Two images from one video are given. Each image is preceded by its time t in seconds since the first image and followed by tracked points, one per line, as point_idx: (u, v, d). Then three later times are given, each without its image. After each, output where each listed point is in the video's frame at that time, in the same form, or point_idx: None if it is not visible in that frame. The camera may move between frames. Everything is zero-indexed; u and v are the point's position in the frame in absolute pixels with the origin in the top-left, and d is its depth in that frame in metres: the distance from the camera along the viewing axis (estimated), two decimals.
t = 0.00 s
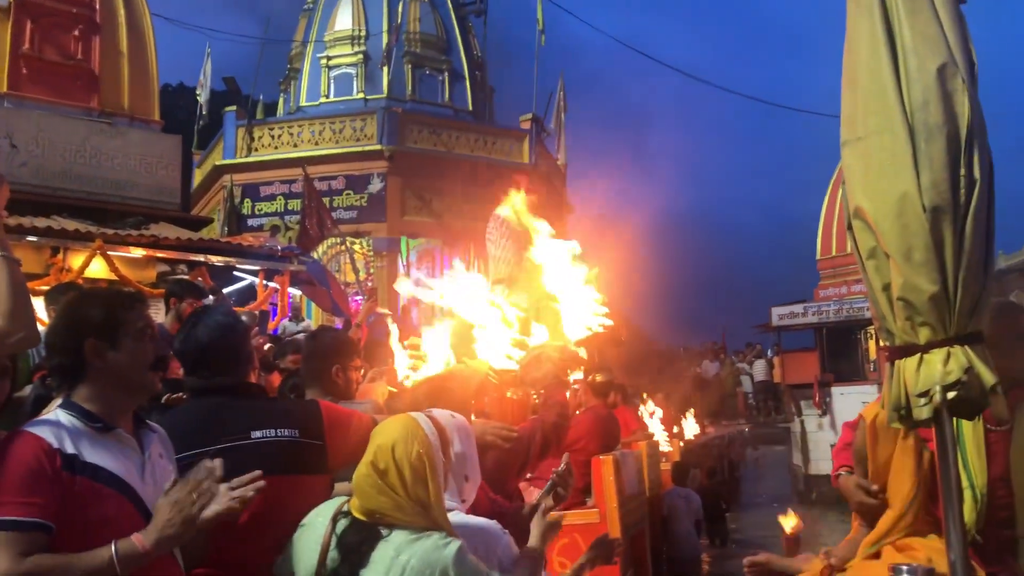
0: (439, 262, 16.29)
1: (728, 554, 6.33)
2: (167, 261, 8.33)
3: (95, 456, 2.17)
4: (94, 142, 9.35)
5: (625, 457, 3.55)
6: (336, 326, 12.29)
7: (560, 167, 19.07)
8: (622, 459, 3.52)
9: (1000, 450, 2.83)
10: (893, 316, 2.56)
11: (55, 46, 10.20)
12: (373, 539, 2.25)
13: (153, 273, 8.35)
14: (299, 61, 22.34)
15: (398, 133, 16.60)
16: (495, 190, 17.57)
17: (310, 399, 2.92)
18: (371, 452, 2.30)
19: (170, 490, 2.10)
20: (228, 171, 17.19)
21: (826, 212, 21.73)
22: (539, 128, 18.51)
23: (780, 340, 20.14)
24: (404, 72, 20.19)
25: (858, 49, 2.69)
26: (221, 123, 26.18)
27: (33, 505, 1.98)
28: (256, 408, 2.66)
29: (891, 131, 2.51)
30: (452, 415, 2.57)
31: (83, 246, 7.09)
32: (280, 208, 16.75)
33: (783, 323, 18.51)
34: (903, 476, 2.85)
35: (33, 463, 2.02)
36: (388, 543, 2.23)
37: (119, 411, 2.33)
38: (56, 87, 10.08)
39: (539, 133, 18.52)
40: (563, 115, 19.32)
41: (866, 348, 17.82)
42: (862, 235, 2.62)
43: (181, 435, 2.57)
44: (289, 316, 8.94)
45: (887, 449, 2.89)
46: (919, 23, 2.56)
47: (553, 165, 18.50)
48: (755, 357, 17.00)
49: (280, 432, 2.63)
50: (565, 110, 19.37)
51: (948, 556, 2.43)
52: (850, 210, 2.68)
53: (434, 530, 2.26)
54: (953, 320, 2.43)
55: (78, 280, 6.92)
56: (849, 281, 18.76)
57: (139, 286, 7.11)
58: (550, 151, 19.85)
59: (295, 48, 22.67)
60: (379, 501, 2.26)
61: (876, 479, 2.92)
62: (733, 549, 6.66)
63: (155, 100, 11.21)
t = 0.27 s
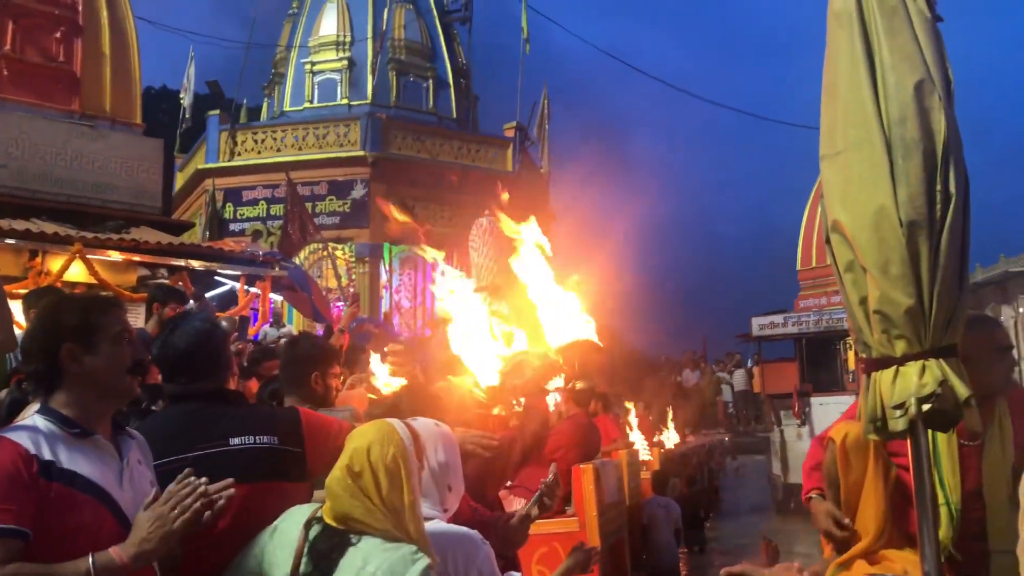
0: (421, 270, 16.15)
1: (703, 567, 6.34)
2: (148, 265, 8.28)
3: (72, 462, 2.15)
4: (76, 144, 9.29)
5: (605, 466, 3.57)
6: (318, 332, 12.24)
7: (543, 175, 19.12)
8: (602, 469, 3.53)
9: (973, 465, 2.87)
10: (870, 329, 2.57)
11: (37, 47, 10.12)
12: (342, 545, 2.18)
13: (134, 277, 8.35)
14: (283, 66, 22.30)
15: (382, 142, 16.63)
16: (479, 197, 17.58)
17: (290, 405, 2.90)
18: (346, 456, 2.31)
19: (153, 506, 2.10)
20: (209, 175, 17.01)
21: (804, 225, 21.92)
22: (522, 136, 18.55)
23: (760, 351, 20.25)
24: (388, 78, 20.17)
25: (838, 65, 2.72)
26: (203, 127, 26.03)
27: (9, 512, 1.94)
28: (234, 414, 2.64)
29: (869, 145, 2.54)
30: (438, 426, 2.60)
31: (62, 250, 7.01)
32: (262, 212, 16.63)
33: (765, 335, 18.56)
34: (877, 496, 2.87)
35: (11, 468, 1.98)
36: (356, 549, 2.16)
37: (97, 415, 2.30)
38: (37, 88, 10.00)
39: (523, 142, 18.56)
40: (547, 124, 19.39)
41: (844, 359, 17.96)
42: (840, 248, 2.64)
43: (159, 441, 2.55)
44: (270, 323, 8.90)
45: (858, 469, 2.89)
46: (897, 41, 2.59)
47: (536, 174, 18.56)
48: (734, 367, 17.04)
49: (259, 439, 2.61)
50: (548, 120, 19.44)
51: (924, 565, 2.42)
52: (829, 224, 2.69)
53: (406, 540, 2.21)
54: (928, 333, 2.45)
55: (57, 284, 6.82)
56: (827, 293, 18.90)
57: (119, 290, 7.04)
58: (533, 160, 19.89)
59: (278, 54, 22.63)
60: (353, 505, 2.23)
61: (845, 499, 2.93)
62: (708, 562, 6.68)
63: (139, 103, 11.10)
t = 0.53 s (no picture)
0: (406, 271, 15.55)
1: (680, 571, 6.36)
2: (128, 267, 8.23)
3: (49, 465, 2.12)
4: (56, 144, 9.20)
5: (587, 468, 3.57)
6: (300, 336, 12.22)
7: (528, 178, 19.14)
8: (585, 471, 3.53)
9: (949, 470, 2.90)
10: (850, 334, 2.58)
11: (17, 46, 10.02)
12: (310, 553, 2.23)
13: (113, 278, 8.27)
14: (268, 66, 22.21)
15: (366, 143, 16.52)
16: (465, 200, 17.55)
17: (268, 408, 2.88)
18: (313, 463, 2.29)
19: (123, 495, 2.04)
20: (192, 176, 16.93)
21: (787, 230, 22.01)
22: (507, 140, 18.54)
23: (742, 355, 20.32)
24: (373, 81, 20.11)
25: (818, 71, 2.73)
26: (186, 128, 25.86)
27: None
28: (212, 417, 2.61)
29: (851, 150, 2.55)
30: (417, 429, 2.62)
31: (41, 250, 6.91)
32: (245, 214, 16.54)
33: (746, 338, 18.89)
34: (856, 505, 2.84)
35: None
36: (323, 558, 2.19)
37: (75, 419, 2.27)
38: (17, 87, 9.89)
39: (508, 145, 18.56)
40: (531, 128, 19.36)
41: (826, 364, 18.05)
42: (821, 254, 2.64)
43: (135, 444, 2.51)
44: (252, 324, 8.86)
45: (839, 478, 2.84)
46: (878, 49, 2.61)
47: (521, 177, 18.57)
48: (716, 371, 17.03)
49: (238, 442, 2.59)
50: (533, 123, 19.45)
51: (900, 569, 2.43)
52: (810, 229, 2.70)
53: (374, 546, 2.20)
54: (908, 338, 2.46)
55: (35, 285, 6.71)
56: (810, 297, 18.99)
57: (98, 290, 6.99)
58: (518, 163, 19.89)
59: (263, 55, 22.54)
60: (320, 513, 2.23)
61: (823, 512, 2.87)
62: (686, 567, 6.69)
63: (121, 106, 11.12)
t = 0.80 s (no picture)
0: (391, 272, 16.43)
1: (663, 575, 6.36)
2: (112, 266, 8.16)
3: (30, 467, 2.10)
4: (39, 142, 9.13)
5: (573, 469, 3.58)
6: (285, 337, 12.15)
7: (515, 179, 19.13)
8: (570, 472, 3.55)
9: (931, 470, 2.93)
10: (833, 337, 2.59)
11: None
12: (292, 557, 2.21)
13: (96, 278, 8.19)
14: (254, 66, 22.11)
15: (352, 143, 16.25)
16: (453, 201, 17.50)
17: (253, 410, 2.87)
18: (291, 469, 2.27)
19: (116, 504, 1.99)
20: (177, 175, 16.83)
21: (772, 233, 22.08)
22: (494, 141, 18.51)
23: (728, 357, 20.39)
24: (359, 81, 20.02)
25: (803, 75, 2.73)
26: (170, 127, 25.69)
27: None
28: (197, 419, 2.59)
29: (835, 154, 2.55)
30: (398, 432, 2.64)
31: (23, 250, 6.82)
32: (230, 214, 16.42)
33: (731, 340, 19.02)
34: (838, 506, 2.86)
35: None
36: (305, 563, 2.18)
37: (56, 421, 2.25)
38: None
39: (495, 146, 18.53)
40: (518, 129, 19.31)
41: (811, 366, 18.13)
42: (804, 257, 2.65)
43: (119, 445, 2.49)
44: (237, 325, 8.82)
45: (819, 480, 2.87)
46: (862, 53, 2.62)
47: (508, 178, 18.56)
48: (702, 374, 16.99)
49: (222, 443, 2.58)
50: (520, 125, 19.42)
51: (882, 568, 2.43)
52: (793, 232, 2.71)
53: (356, 549, 2.19)
54: (891, 341, 2.47)
55: (17, 284, 6.62)
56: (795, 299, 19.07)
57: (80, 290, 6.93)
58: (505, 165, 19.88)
59: (249, 54, 22.46)
60: (301, 519, 2.22)
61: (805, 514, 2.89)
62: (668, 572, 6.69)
63: (105, 102, 11.01)
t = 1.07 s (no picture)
0: (376, 275, 16.15)
1: None
2: (94, 267, 8.10)
3: (5, 471, 2.08)
4: (19, 143, 9.06)
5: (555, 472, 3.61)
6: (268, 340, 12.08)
7: (501, 182, 19.15)
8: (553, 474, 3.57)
9: (911, 474, 2.96)
10: (814, 341, 2.60)
11: None
12: (273, 560, 2.19)
13: (77, 279, 8.09)
14: (239, 67, 22.04)
15: (338, 145, 16.28)
16: (440, 204, 17.47)
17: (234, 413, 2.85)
18: (272, 472, 2.26)
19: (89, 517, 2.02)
20: (161, 176, 16.71)
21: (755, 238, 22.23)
22: (480, 144, 18.48)
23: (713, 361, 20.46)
24: (345, 83, 19.99)
25: (785, 81, 2.75)
26: (155, 128, 25.53)
27: None
28: (177, 422, 2.58)
29: (817, 160, 2.57)
30: (376, 434, 2.64)
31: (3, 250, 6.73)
32: (215, 216, 16.30)
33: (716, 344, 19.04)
34: (819, 512, 2.88)
35: None
36: (285, 567, 2.16)
37: (31, 423, 2.23)
38: None
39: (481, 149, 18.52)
40: (504, 132, 19.34)
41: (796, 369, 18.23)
42: (786, 262, 2.67)
43: (98, 449, 2.46)
44: (222, 328, 8.76)
45: (801, 484, 2.89)
46: (844, 60, 2.64)
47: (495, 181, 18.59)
48: (685, 377, 16.93)
49: (202, 447, 2.57)
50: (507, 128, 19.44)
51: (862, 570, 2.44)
52: (775, 237, 2.72)
53: (336, 554, 2.19)
54: (871, 346, 2.48)
55: None
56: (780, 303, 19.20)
57: (61, 292, 6.86)
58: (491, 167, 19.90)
59: (234, 55, 22.39)
60: (282, 522, 2.20)
61: (787, 518, 2.91)
62: None
63: (88, 102, 10.92)
